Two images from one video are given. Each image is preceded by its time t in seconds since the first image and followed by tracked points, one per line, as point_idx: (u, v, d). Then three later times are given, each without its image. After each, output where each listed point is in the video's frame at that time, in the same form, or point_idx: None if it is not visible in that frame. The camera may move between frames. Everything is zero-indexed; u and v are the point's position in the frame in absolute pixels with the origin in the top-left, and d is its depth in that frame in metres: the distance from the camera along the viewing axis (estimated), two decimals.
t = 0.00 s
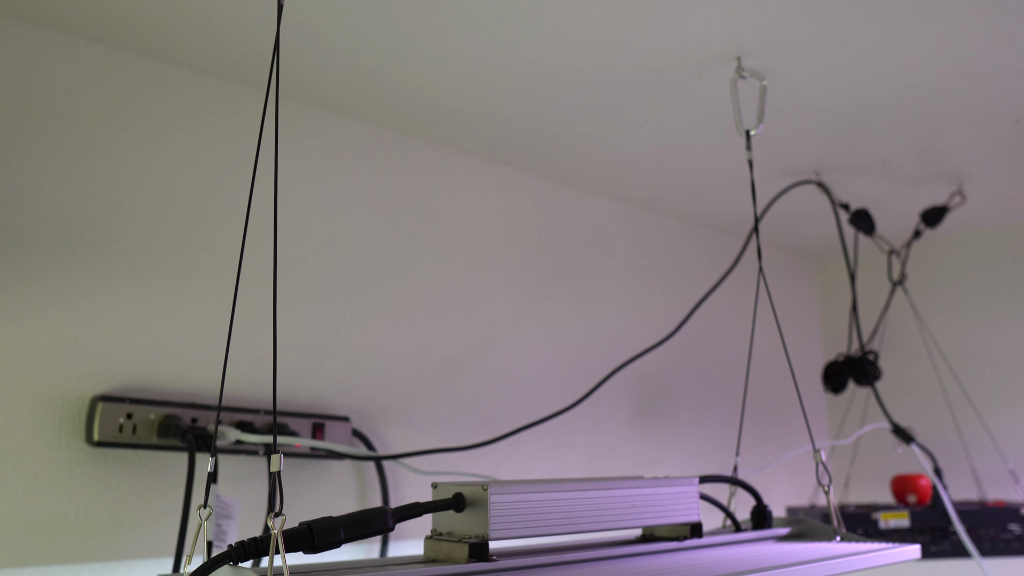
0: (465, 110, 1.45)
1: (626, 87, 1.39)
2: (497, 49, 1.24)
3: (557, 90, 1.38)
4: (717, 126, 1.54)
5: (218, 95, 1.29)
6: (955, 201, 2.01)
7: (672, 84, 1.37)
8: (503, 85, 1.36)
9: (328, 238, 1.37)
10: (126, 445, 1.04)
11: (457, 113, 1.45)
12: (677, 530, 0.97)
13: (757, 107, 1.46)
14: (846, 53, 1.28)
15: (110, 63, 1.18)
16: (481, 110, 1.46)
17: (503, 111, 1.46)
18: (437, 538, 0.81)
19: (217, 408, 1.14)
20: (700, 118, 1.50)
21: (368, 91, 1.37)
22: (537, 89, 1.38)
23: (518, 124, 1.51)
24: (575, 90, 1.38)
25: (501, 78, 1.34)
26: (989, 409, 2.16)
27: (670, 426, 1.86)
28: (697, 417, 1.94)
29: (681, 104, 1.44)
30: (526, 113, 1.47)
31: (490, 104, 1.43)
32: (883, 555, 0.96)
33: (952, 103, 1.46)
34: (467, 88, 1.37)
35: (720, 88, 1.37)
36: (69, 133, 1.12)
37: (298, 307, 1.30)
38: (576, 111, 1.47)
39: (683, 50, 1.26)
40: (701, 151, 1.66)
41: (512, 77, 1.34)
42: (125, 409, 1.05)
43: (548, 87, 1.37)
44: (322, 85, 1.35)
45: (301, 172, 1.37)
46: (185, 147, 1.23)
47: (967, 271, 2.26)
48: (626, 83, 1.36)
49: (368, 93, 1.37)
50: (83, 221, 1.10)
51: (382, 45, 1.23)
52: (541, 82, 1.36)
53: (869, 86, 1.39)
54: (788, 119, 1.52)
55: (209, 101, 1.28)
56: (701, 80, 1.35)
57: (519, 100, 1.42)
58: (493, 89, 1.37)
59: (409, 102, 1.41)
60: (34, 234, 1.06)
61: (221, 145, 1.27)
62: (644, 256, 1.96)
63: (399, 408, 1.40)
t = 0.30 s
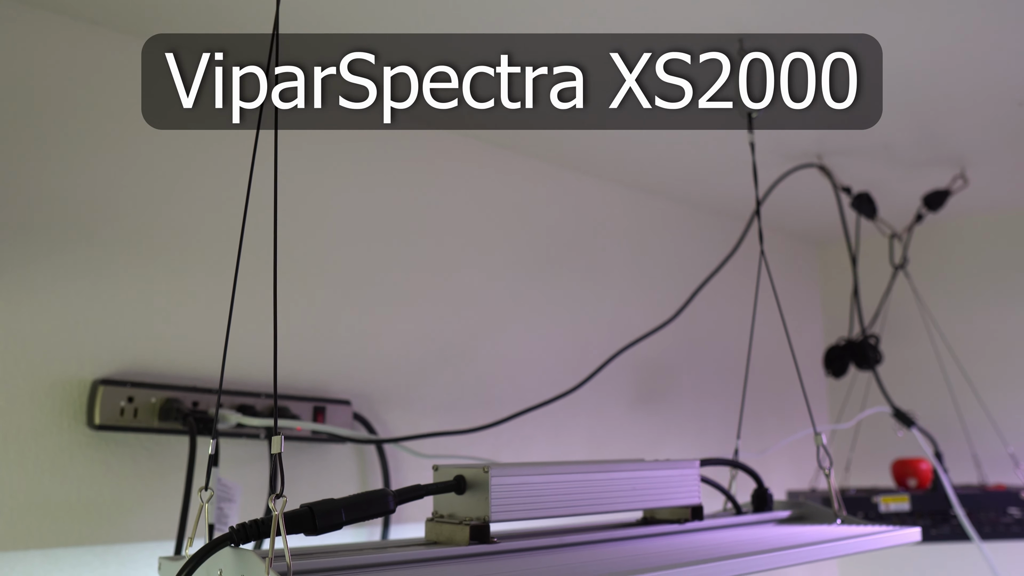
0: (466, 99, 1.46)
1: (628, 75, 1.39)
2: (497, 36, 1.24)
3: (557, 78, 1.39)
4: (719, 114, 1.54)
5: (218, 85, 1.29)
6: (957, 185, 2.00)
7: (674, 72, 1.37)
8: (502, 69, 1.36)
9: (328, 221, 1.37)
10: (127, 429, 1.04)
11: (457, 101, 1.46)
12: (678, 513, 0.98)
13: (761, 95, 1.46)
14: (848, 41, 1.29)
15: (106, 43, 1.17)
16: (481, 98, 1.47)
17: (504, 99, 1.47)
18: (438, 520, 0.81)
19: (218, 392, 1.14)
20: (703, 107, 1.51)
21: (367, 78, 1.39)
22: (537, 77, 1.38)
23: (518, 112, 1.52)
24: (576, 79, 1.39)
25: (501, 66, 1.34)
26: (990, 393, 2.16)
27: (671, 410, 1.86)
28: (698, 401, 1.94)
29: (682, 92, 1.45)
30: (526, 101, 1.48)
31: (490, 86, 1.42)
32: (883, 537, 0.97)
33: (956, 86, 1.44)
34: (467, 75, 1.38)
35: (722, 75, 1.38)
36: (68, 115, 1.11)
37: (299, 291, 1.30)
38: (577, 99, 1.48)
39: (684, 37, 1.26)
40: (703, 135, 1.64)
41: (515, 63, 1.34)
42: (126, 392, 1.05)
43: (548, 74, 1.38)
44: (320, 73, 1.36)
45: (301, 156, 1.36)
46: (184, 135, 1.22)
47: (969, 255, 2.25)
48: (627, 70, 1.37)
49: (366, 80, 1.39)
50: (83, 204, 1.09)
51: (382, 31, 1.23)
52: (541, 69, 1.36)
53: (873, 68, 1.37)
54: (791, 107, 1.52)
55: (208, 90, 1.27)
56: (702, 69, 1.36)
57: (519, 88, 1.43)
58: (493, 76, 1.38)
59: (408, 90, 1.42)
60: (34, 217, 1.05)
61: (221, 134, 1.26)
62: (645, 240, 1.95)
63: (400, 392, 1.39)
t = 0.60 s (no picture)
0: (466, 97, 1.49)
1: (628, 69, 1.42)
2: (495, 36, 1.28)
3: (557, 78, 1.43)
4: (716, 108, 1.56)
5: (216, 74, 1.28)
6: (958, 171, 1.99)
7: (673, 71, 1.41)
8: (501, 54, 1.35)
9: (327, 207, 1.36)
10: (127, 414, 1.04)
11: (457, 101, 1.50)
12: (678, 498, 0.98)
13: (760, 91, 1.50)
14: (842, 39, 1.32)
15: (102, 26, 1.16)
16: (482, 95, 1.50)
17: (504, 99, 1.52)
18: (438, 505, 0.81)
19: (218, 377, 1.14)
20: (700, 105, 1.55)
21: (367, 78, 1.43)
22: (537, 77, 1.43)
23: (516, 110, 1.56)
24: (576, 79, 1.43)
25: (501, 65, 1.39)
26: (989, 380, 2.16)
27: (671, 397, 1.87)
28: (697, 387, 1.94)
29: (682, 92, 1.50)
30: (526, 102, 1.53)
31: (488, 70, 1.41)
32: (883, 522, 0.97)
33: (958, 73, 1.44)
34: (467, 75, 1.42)
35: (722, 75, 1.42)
36: (64, 99, 1.10)
37: (297, 277, 1.30)
38: (577, 99, 1.52)
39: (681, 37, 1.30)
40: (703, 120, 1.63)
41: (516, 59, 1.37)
42: (126, 377, 1.04)
43: (548, 73, 1.42)
44: (320, 73, 1.40)
45: (299, 140, 1.35)
46: (183, 122, 1.21)
47: (968, 243, 2.25)
48: (628, 70, 1.41)
49: (366, 79, 1.44)
50: (81, 189, 1.09)
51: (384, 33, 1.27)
52: (541, 69, 1.41)
53: (875, 54, 1.36)
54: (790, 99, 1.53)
55: (206, 77, 1.27)
56: (700, 68, 1.40)
57: (520, 87, 1.47)
58: (493, 76, 1.43)
59: (408, 90, 1.47)
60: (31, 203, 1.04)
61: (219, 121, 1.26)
62: (645, 226, 1.95)
63: (400, 378, 1.39)
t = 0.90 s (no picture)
0: (465, 99, 1.54)
1: (627, 65, 1.46)
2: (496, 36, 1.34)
3: (557, 78, 1.49)
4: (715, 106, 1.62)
5: (215, 58, 1.27)
6: (961, 155, 1.98)
7: (672, 71, 1.47)
8: (503, 42, 1.36)
9: (327, 189, 1.35)
10: (128, 395, 1.04)
11: (457, 101, 1.54)
12: (679, 479, 0.98)
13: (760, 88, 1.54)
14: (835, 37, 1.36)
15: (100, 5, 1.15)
16: (484, 93, 1.55)
17: (504, 99, 1.58)
18: (438, 486, 0.81)
19: (219, 359, 1.14)
20: (699, 105, 1.61)
21: (367, 78, 1.45)
22: (537, 77, 1.49)
23: (516, 110, 1.63)
24: (576, 79, 1.49)
25: (501, 66, 1.45)
26: (991, 363, 2.16)
27: (672, 379, 1.87)
28: (699, 371, 1.94)
29: (683, 92, 1.55)
30: (526, 102, 1.59)
31: (487, 50, 1.40)
32: (884, 504, 0.97)
33: (963, 54, 1.42)
34: (467, 75, 1.48)
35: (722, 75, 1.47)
36: (62, 79, 1.09)
37: (298, 259, 1.29)
38: (577, 100, 1.59)
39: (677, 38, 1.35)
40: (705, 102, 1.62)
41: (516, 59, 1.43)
42: (127, 359, 1.04)
43: (548, 74, 1.48)
44: (320, 73, 1.39)
45: (298, 120, 1.34)
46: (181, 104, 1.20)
47: (971, 226, 2.24)
48: (627, 70, 1.46)
49: (366, 80, 1.45)
50: (81, 171, 1.08)
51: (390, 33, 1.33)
52: (541, 69, 1.47)
53: (879, 35, 1.34)
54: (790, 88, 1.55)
55: (204, 60, 1.26)
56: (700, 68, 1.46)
57: (521, 86, 1.53)
58: (493, 77, 1.50)
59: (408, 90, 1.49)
60: (30, 185, 1.04)
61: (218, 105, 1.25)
62: (646, 208, 1.94)
63: (401, 360, 1.39)
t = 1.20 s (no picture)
0: (465, 98, 1.57)
1: (627, 61, 1.54)
2: (504, 34, 1.42)
3: (557, 78, 1.59)
4: (715, 106, 1.73)
5: (213, 49, 1.25)
6: (964, 132, 1.96)
7: (672, 71, 1.56)
8: (510, 42, 1.45)
9: (325, 167, 1.34)
10: (129, 372, 1.03)
11: (457, 101, 1.56)
12: (679, 455, 0.98)
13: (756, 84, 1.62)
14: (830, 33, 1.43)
15: None
16: (484, 92, 1.60)
17: (504, 99, 1.63)
18: (439, 460, 0.81)
19: (218, 336, 1.13)
20: (700, 104, 1.72)
21: (367, 78, 1.44)
22: (537, 77, 1.59)
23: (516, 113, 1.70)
24: (576, 79, 1.60)
25: (502, 66, 1.55)
26: (991, 341, 2.16)
27: (672, 357, 1.87)
28: (699, 348, 1.94)
29: (683, 91, 1.65)
30: (526, 101, 1.67)
31: (486, 24, 1.38)
32: (883, 480, 0.98)
33: (968, 29, 1.40)
34: (467, 75, 1.57)
35: (722, 77, 1.57)
36: (59, 54, 1.07)
37: (296, 235, 1.28)
38: (577, 99, 1.70)
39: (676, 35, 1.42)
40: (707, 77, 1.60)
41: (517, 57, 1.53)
42: (127, 335, 1.04)
43: (549, 74, 1.59)
44: (320, 73, 1.39)
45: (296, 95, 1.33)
46: (179, 95, 1.19)
47: (972, 204, 2.23)
48: (627, 70, 1.56)
49: (366, 79, 1.44)
50: (78, 147, 1.07)
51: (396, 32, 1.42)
52: (541, 69, 1.58)
53: (884, 8, 1.32)
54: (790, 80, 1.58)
55: (202, 50, 1.24)
56: (700, 68, 1.55)
57: (521, 86, 1.63)
58: (493, 76, 1.59)
59: (408, 90, 1.49)
60: (28, 161, 1.02)
61: (216, 96, 1.23)
62: (647, 185, 1.93)
63: (401, 336, 1.39)
